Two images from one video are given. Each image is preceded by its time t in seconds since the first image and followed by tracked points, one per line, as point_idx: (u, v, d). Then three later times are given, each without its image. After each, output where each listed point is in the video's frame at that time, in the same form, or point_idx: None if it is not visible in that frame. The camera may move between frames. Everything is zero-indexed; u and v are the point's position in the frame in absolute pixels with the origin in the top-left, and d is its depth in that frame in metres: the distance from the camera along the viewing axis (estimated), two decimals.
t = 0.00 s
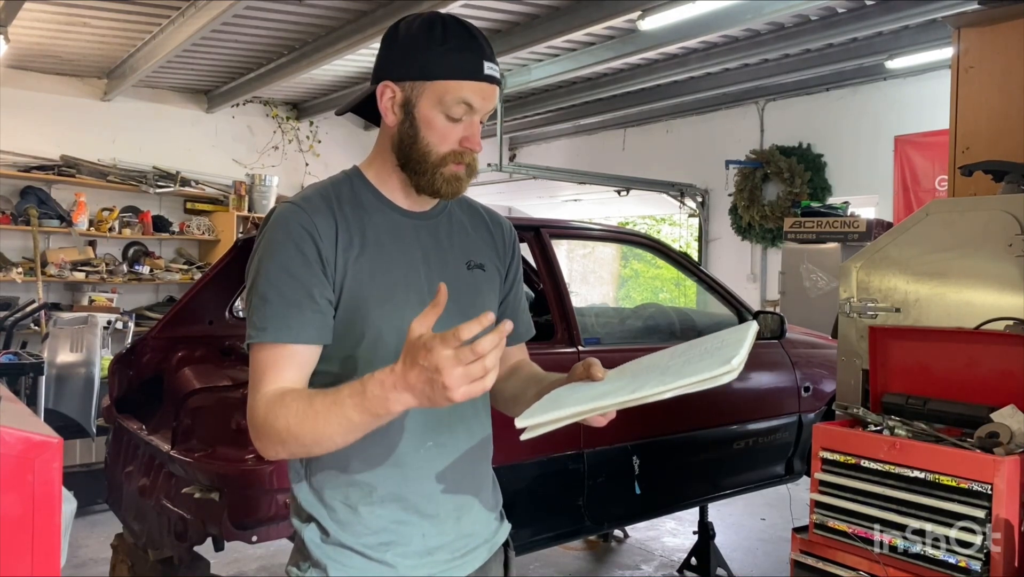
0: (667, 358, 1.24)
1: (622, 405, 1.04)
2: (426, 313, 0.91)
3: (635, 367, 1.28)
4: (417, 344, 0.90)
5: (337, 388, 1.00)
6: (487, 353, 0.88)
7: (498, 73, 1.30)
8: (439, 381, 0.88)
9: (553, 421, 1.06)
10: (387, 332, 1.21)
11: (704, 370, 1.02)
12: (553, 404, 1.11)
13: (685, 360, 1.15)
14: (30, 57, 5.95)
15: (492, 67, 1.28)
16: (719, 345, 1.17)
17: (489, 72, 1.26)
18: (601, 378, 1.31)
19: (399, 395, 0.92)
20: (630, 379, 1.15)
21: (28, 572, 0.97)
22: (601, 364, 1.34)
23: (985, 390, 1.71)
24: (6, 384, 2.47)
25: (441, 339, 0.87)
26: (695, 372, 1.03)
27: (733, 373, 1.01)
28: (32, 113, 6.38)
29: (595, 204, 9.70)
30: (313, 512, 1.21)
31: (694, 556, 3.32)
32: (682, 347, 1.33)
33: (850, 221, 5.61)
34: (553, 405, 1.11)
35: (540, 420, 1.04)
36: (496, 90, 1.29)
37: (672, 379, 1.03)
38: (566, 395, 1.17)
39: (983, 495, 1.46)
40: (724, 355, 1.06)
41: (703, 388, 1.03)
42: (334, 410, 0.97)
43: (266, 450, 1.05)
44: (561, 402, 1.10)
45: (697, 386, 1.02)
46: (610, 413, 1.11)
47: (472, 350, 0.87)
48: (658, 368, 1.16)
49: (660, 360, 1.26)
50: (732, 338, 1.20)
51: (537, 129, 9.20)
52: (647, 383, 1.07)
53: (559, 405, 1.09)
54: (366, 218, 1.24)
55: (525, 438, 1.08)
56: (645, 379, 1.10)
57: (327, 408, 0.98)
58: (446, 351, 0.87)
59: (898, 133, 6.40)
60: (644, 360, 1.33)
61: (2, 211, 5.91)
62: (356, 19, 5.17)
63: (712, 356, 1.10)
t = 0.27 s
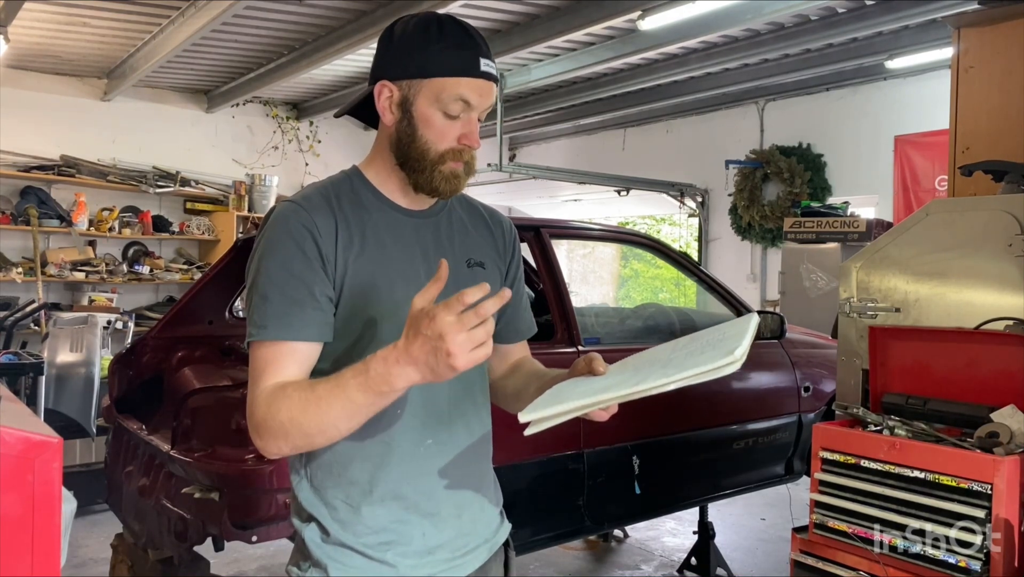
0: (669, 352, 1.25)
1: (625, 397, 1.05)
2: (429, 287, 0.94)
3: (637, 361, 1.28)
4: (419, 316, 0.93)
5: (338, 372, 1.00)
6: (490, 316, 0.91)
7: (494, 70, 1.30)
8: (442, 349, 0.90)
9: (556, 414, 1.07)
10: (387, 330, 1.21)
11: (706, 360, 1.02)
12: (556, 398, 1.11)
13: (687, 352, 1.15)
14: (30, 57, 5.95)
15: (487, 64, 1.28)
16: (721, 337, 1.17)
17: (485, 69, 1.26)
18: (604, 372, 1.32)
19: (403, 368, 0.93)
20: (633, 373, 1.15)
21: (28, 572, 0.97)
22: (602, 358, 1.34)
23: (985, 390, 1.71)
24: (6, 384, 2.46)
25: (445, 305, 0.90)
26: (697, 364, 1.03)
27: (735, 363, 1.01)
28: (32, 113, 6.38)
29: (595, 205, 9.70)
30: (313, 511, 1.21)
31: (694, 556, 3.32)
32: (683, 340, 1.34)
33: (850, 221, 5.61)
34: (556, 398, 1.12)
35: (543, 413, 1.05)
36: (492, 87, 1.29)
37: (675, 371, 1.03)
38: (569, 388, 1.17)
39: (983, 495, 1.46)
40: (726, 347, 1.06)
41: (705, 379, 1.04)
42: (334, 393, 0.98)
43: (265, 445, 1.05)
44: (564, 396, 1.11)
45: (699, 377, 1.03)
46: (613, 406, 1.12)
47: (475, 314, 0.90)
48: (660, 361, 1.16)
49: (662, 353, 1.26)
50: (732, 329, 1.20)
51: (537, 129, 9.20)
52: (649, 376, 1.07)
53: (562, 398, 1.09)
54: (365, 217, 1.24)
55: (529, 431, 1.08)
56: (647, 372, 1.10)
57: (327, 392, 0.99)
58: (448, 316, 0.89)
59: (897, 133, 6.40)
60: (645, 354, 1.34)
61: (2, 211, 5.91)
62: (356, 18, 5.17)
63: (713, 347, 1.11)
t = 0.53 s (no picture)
0: (670, 354, 1.24)
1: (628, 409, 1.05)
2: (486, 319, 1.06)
3: (636, 364, 1.28)
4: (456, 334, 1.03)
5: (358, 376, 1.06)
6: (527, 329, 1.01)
7: (492, 66, 1.30)
8: (469, 352, 0.98)
9: (557, 426, 1.07)
10: (385, 330, 1.21)
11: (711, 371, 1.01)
12: (557, 408, 1.11)
13: (688, 357, 1.15)
14: (30, 57, 5.95)
15: (484, 60, 1.28)
16: (721, 339, 1.17)
17: (482, 65, 1.26)
18: (602, 375, 1.32)
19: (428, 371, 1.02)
20: (633, 379, 1.15)
21: (28, 572, 0.97)
22: (600, 361, 1.34)
23: (985, 390, 1.71)
24: (6, 384, 2.46)
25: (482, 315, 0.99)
26: (701, 374, 1.03)
27: (738, 375, 1.00)
28: (31, 113, 6.37)
29: (595, 205, 9.70)
30: (312, 510, 1.21)
31: (693, 556, 3.32)
32: (683, 341, 1.33)
33: (850, 221, 5.61)
34: (558, 407, 1.12)
35: (545, 425, 1.06)
36: (489, 84, 1.29)
37: (678, 382, 1.03)
38: (570, 395, 1.18)
39: (983, 495, 1.46)
40: (728, 354, 1.06)
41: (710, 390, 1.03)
42: (356, 389, 1.04)
43: (246, 440, 1.06)
44: (565, 406, 1.11)
45: (703, 388, 1.02)
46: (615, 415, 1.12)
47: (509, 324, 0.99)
48: (662, 367, 1.16)
49: (662, 355, 1.26)
50: (735, 331, 1.19)
51: (537, 129, 9.20)
52: (651, 385, 1.07)
53: (564, 408, 1.10)
54: (364, 216, 1.24)
55: (532, 442, 1.09)
56: (648, 380, 1.10)
57: (347, 388, 1.04)
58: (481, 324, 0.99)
59: (897, 133, 6.41)
60: (644, 355, 1.33)
61: (2, 211, 5.91)
62: (356, 19, 5.17)
63: (716, 353, 1.10)
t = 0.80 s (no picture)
0: (665, 372, 1.22)
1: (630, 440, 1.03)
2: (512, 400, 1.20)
3: (629, 380, 1.27)
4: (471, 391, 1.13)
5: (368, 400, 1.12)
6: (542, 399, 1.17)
7: (496, 71, 1.30)
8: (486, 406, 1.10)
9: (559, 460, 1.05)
10: (384, 331, 1.21)
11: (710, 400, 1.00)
12: (558, 439, 1.09)
13: (682, 378, 1.14)
14: (30, 57, 5.95)
15: (489, 65, 1.28)
16: (714, 356, 1.16)
17: (487, 71, 1.27)
18: (597, 391, 1.30)
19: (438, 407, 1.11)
20: (630, 403, 1.13)
21: (28, 572, 0.97)
22: (594, 376, 1.34)
23: (985, 390, 1.71)
24: (5, 384, 2.46)
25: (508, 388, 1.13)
26: (698, 402, 1.01)
27: (739, 404, 0.99)
28: (31, 113, 6.37)
29: (595, 205, 9.70)
30: (310, 510, 1.20)
31: (693, 556, 3.31)
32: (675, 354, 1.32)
33: (850, 221, 5.60)
34: (557, 439, 1.10)
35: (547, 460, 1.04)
36: (492, 88, 1.29)
37: (678, 411, 1.01)
38: (568, 424, 1.15)
39: (983, 495, 1.46)
40: (724, 378, 1.05)
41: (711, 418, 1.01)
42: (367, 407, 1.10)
43: (239, 440, 1.08)
44: (565, 438, 1.09)
45: (704, 418, 1.00)
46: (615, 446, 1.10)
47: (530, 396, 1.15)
48: (660, 390, 1.14)
49: (655, 372, 1.24)
50: (726, 344, 1.18)
51: (537, 129, 9.20)
52: (649, 413, 1.06)
53: (565, 441, 1.08)
54: (363, 218, 1.24)
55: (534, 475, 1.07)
56: (648, 407, 1.08)
57: (359, 406, 1.10)
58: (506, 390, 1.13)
59: (898, 133, 6.41)
60: (637, 371, 1.31)
61: (2, 211, 5.91)
62: (356, 19, 5.17)
63: (714, 375, 1.08)
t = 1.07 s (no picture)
0: (663, 400, 1.22)
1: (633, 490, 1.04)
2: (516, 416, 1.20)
3: (626, 407, 1.25)
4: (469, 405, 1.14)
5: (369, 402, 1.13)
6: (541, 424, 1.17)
7: (480, 49, 1.31)
8: (485, 417, 1.11)
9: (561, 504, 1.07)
10: (385, 332, 1.21)
11: (717, 464, 1.00)
12: (560, 480, 1.10)
13: (684, 421, 1.12)
14: (30, 57, 5.95)
15: (471, 42, 1.29)
16: (715, 400, 1.14)
17: (469, 46, 1.28)
18: (588, 418, 1.28)
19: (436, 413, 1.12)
20: (630, 444, 1.13)
21: (28, 572, 0.97)
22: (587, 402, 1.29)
23: (985, 390, 1.72)
24: (6, 384, 2.47)
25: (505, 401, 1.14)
26: (705, 465, 1.01)
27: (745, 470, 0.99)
28: (31, 113, 6.37)
29: (595, 205, 9.70)
30: (309, 510, 1.20)
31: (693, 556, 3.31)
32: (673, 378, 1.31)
33: (850, 221, 5.60)
34: (558, 477, 1.10)
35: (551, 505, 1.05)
36: (478, 66, 1.30)
37: (683, 470, 1.02)
38: (567, 456, 1.16)
39: (983, 495, 1.46)
40: (730, 435, 1.05)
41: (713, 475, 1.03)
42: (366, 410, 1.10)
43: (238, 441, 1.08)
44: (567, 478, 1.09)
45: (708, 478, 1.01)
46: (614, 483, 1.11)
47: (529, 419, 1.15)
48: (660, 427, 1.14)
49: (652, 403, 1.23)
50: (727, 384, 1.17)
51: (537, 129, 9.20)
52: (653, 465, 1.05)
53: (566, 483, 1.08)
54: (365, 218, 1.24)
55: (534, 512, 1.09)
56: (649, 451, 1.09)
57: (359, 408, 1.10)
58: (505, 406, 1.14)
59: (898, 133, 6.41)
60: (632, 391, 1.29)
61: (2, 211, 5.91)
62: (356, 19, 5.17)
63: (716, 425, 1.08)
